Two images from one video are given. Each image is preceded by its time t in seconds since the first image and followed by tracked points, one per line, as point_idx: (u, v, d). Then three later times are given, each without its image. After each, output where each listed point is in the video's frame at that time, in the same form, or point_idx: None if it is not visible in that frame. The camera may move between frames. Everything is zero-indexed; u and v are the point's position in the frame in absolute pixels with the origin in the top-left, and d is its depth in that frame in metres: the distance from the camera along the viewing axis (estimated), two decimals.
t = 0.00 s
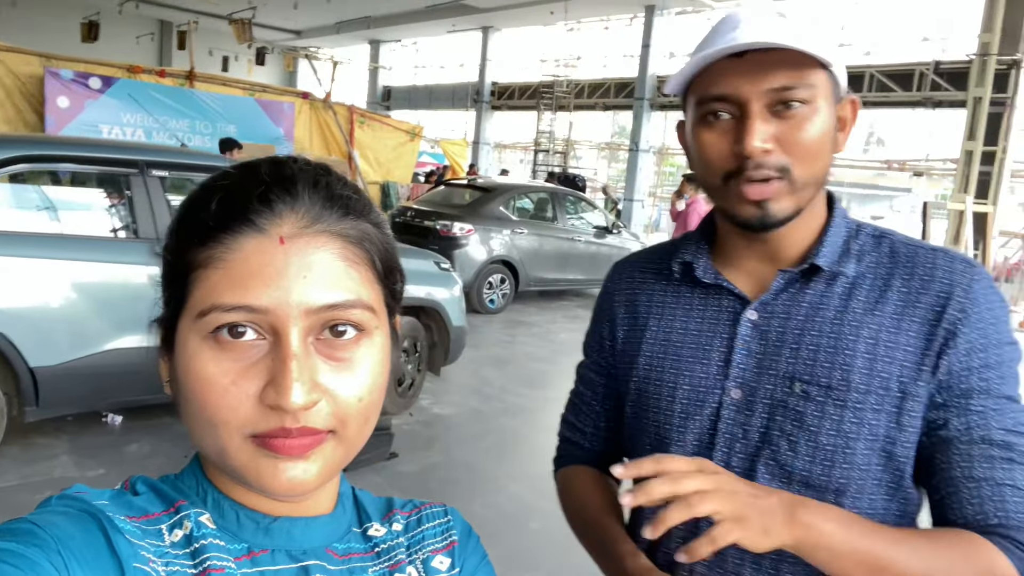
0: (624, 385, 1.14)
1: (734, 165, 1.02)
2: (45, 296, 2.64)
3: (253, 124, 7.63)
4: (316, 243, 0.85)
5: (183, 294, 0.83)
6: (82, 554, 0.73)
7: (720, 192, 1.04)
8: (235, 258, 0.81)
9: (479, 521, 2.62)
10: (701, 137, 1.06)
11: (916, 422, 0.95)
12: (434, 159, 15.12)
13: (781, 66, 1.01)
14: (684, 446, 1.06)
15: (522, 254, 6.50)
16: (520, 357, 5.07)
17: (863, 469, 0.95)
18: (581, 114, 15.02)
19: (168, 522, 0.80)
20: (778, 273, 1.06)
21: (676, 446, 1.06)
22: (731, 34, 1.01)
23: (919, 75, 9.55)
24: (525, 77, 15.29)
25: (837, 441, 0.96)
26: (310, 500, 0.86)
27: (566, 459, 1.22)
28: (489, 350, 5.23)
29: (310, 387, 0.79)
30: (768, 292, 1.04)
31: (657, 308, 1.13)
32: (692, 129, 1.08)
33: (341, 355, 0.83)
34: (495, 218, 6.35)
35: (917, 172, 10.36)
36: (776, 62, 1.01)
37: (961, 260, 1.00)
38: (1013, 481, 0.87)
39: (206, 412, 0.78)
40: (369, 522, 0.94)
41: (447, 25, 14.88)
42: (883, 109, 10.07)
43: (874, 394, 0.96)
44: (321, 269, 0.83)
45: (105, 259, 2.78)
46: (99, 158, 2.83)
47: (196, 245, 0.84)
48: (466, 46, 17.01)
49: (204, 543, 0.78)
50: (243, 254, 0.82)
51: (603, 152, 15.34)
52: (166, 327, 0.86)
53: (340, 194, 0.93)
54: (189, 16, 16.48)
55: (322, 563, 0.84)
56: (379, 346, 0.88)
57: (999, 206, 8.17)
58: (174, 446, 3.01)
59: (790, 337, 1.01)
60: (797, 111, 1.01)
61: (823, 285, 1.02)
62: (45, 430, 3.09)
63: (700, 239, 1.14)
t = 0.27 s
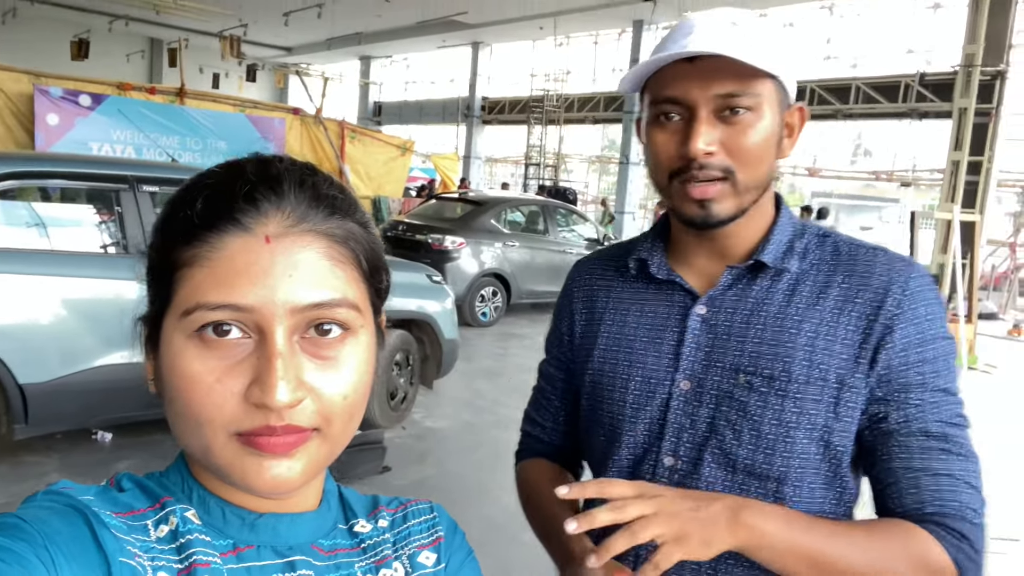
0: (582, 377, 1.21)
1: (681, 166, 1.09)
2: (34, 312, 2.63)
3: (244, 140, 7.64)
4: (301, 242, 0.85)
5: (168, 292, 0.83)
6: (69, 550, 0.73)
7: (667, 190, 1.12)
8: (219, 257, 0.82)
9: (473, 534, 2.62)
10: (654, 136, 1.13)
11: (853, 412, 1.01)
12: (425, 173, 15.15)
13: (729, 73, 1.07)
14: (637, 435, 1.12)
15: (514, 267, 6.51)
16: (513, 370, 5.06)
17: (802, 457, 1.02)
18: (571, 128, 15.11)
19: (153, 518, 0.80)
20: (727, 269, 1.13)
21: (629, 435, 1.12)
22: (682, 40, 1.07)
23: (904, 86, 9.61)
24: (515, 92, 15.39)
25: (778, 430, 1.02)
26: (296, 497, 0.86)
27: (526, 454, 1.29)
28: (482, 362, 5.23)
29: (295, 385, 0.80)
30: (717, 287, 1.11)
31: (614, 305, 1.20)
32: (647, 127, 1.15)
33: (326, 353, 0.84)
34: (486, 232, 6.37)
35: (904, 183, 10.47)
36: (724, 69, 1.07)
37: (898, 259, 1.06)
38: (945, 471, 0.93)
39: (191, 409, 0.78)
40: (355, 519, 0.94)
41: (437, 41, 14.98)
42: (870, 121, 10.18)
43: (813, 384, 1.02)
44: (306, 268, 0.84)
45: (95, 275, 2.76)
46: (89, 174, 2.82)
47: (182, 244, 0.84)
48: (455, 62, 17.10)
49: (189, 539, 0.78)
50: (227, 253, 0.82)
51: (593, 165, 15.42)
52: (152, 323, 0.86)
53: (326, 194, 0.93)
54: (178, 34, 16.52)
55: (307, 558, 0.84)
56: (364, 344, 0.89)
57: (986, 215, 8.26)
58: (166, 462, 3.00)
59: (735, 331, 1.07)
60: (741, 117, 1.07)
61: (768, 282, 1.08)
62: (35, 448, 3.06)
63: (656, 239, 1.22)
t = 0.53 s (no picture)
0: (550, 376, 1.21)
1: (650, 173, 1.09)
2: (40, 320, 2.64)
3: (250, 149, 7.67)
4: (298, 246, 0.86)
5: (164, 294, 0.83)
6: (65, 551, 0.73)
7: (637, 196, 1.12)
8: (217, 261, 0.82)
9: (476, 544, 2.60)
10: (624, 143, 1.13)
11: (809, 414, 1.02)
12: (430, 182, 15.23)
13: (697, 83, 1.07)
14: (601, 434, 1.12)
15: (518, 276, 6.51)
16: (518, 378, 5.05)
17: (759, 456, 1.02)
18: (576, 138, 15.16)
19: (148, 519, 0.80)
20: (693, 273, 1.13)
21: (594, 433, 1.12)
22: (649, 53, 1.07)
23: (908, 95, 9.61)
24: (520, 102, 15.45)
25: (737, 431, 1.03)
26: (290, 498, 0.86)
27: (495, 450, 1.29)
28: (486, 371, 5.23)
29: (291, 388, 0.80)
30: (682, 291, 1.12)
31: (584, 306, 1.20)
32: (617, 133, 1.15)
33: (323, 356, 0.84)
34: (490, 240, 6.38)
35: (909, 192, 10.45)
36: (692, 79, 1.07)
37: (858, 265, 1.07)
38: (897, 472, 0.95)
39: (187, 412, 0.78)
40: (350, 520, 0.94)
41: (442, 51, 15.05)
42: (875, 130, 10.20)
43: (771, 387, 1.03)
44: (304, 271, 0.85)
45: (100, 283, 2.78)
46: (95, 183, 2.84)
47: (177, 246, 0.84)
48: (460, 72, 17.19)
49: (184, 540, 0.78)
50: (225, 257, 0.82)
51: (598, 174, 15.46)
52: (148, 324, 0.86)
53: (323, 198, 0.94)
54: (185, 44, 16.67)
55: (302, 560, 0.84)
56: (361, 349, 0.89)
57: (991, 225, 8.25)
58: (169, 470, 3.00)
59: (698, 333, 1.08)
60: (709, 127, 1.07)
61: (731, 286, 1.09)
62: (38, 455, 3.07)
63: (626, 242, 1.22)
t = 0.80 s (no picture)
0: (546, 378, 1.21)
1: (643, 181, 1.09)
2: (48, 319, 2.65)
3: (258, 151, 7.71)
4: (301, 249, 0.86)
5: (166, 298, 0.84)
6: (67, 557, 0.73)
7: (628, 203, 1.12)
8: (219, 264, 0.82)
9: (480, 547, 2.59)
10: (618, 151, 1.12)
11: (800, 417, 1.02)
12: (436, 185, 15.27)
13: (691, 93, 1.06)
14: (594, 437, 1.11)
15: (524, 279, 6.51)
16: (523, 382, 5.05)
17: (751, 459, 1.03)
18: (583, 142, 15.19)
19: (150, 524, 0.80)
20: (688, 277, 1.13)
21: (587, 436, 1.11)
22: (644, 61, 1.06)
23: (917, 102, 9.59)
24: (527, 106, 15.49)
25: (728, 433, 1.03)
26: (292, 502, 0.86)
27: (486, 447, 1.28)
28: (491, 374, 5.23)
29: (294, 392, 0.80)
30: (677, 295, 1.11)
31: (580, 307, 1.19)
32: (612, 142, 1.14)
33: (325, 360, 0.84)
34: (497, 244, 6.39)
35: (917, 199, 10.42)
36: (687, 88, 1.06)
37: (848, 273, 1.07)
38: (883, 472, 0.92)
39: (190, 416, 0.78)
40: (352, 524, 0.94)
41: (449, 55, 15.10)
42: (883, 136, 10.18)
43: (762, 392, 1.03)
44: (306, 274, 0.85)
45: (108, 283, 2.79)
46: (105, 183, 2.86)
47: (179, 249, 0.84)
48: (467, 75, 17.22)
49: (187, 544, 0.78)
50: (227, 261, 0.82)
51: (604, 178, 15.47)
52: (150, 330, 0.86)
53: (325, 201, 0.94)
54: (194, 47, 16.77)
55: (305, 564, 0.84)
56: (363, 352, 0.90)
57: (999, 231, 8.21)
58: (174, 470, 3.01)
59: (692, 337, 1.08)
60: (703, 136, 1.07)
61: (725, 291, 1.09)
62: (45, 455, 3.08)
63: (622, 245, 1.21)
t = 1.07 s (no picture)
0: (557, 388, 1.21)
1: (675, 188, 1.08)
2: (52, 317, 2.66)
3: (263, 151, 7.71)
4: (307, 251, 0.86)
5: (172, 301, 0.84)
6: (70, 561, 0.72)
7: (657, 212, 1.11)
8: (227, 266, 0.82)
9: (481, 548, 2.59)
10: (646, 155, 1.10)
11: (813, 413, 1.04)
12: (440, 186, 15.29)
13: (727, 99, 1.05)
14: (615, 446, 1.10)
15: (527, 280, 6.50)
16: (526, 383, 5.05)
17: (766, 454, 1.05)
18: (587, 144, 15.24)
19: (156, 528, 0.80)
20: (703, 283, 1.14)
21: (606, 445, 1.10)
22: (669, 66, 1.05)
23: (922, 105, 9.58)
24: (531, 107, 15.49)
25: (746, 432, 1.06)
26: (298, 506, 0.86)
27: (483, 453, 1.26)
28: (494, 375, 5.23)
29: (299, 395, 0.80)
30: (692, 300, 1.12)
31: (590, 315, 1.19)
32: (637, 145, 1.11)
33: (331, 363, 0.85)
34: (500, 244, 6.39)
35: (922, 203, 10.39)
36: (722, 94, 1.05)
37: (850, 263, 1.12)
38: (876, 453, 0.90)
39: (197, 420, 0.78)
40: (359, 528, 0.94)
41: (454, 55, 15.12)
42: (888, 140, 10.15)
43: (773, 385, 1.06)
44: (314, 275, 0.85)
45: (112, 281, 2.80)
46: (110, 182, 2.87)
47: (186, 252, 0.84)
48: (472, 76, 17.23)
49: (192, 548, 0.78)
50: (234, 262, 0.82)
51: (608, 180, 15.47)
52: (156, 333, 0.86)
53: (332, 203, 0.94)
54: (200, 46, 16.81)
55: (311, 568, 0.84)
56: (369, 354, 0.90)
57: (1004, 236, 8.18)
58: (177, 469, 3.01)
59: (708, 339, 1.09)
60: (734, 142, 1.06)
61: (736, 294, 1.11)
62: (48, 452, 3.08)
63: (630, 249, 1.20)
